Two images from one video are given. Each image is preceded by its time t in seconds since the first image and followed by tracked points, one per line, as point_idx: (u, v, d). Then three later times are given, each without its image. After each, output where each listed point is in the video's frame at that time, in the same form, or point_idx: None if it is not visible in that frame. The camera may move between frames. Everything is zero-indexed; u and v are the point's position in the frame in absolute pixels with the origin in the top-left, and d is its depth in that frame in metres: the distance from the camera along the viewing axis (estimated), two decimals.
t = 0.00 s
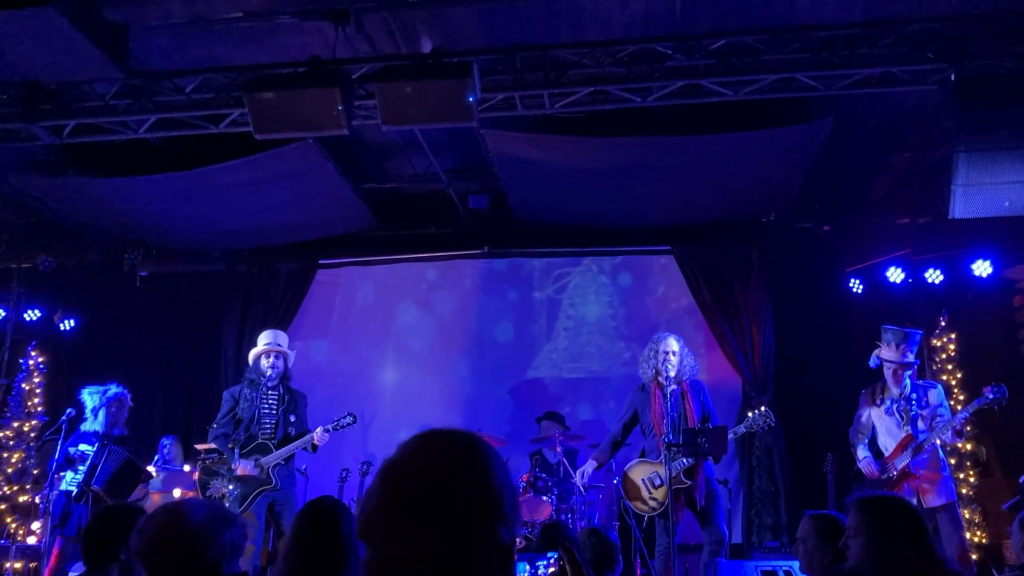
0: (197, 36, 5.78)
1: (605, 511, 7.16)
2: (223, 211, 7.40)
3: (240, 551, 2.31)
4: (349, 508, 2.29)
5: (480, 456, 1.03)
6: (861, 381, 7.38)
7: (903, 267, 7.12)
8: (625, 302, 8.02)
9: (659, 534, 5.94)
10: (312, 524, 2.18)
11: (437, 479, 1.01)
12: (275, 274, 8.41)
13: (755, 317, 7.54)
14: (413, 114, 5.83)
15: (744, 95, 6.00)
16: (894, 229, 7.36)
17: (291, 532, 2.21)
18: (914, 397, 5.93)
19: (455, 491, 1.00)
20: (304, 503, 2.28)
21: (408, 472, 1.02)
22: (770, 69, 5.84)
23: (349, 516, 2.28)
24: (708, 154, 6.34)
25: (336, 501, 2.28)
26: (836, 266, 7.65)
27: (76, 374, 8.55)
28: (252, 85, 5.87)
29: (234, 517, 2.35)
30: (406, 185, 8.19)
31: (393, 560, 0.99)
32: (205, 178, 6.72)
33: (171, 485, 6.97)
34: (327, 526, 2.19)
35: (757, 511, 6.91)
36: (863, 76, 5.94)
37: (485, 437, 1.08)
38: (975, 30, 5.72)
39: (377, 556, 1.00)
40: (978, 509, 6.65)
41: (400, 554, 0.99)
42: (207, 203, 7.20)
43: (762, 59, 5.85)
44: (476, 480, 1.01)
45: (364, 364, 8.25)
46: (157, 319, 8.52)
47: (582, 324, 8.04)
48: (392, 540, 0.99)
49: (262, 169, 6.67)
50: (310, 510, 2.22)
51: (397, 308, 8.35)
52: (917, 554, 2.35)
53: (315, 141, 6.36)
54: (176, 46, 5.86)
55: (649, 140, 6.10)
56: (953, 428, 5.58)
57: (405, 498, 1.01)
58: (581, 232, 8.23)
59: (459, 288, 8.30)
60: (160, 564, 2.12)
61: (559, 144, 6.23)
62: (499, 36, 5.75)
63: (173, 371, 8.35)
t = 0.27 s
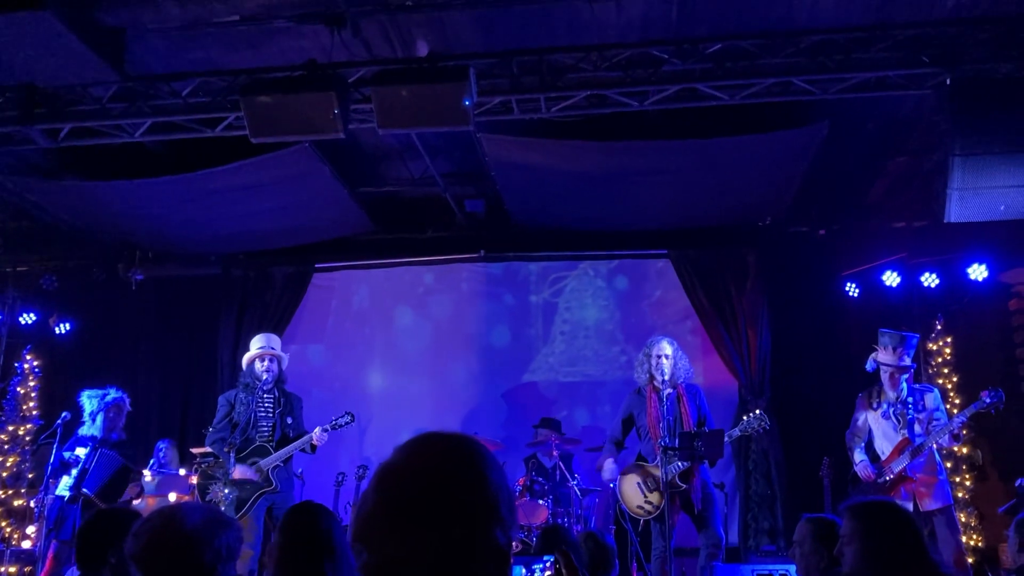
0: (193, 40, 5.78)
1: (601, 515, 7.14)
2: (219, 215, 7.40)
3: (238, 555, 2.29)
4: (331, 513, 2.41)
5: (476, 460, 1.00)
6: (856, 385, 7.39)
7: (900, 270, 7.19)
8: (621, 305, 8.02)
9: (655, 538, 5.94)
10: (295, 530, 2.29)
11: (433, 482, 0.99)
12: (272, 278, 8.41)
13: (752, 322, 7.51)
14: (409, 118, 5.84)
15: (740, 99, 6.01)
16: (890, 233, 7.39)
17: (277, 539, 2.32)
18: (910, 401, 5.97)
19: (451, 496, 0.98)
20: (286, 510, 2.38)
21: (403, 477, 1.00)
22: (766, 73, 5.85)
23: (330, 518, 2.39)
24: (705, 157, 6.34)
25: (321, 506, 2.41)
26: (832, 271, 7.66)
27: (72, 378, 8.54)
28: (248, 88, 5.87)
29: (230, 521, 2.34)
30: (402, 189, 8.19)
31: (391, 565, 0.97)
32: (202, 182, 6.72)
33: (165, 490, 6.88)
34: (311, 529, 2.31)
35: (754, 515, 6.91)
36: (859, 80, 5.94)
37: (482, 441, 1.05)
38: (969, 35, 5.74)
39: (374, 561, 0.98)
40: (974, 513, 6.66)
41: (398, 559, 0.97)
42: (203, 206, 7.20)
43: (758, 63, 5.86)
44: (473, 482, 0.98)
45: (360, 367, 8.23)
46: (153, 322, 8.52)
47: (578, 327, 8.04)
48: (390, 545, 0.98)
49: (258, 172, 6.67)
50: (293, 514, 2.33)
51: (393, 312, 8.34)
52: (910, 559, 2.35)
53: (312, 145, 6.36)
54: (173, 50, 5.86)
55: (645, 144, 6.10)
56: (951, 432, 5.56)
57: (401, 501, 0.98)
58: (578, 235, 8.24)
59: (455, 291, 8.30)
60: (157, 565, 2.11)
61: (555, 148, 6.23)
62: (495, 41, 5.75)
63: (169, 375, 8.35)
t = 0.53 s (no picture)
0: (189, 41, 5.77)
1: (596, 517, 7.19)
2: (215, 217, 7.39)
3: (233, 557, 2.28)
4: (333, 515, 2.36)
5: (469, 463, 1.06)
6: (851, 387, 7.41)
7: (894, 273, 7.23)
8: (617, 308, 8.03)
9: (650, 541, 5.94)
10: (293, 537, 2.24)
11: (429, 483, 1.04)
12: (267, 280, 8.40)
13: (747, 324, 7.56)
14: (405, 120, 5.85)
15: (735, 101, 6.02)
16: (885, 236, 7.47)
17: (275, 542, 2.27)
18: (905, 404, 5.96)
19: (447, 497, 1.03)
20: (288, 511, 2.33)
21: (399, 479, 1.04)
22: (761, 75, 5.86)
23: (332, 522, 2.33)
24: (701, 159, 6.35)
25: (322, 508, 2.36)
26: (827, 273, 7.67)
27: (66, 380, 8.51)
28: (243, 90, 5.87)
29: (225, 522, 2.32)
30: (398, 191, 8.19)
31: (388, 566, 1.01)
32: (197, 183, 6.71)
33: (161, 492, 6.88)
34: (310, 535, 2.25)
35: (750, 517, 6.95)
36: (854, 83, 5.95)
37: (477, 446, 1.10)
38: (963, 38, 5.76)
39: (370, 562, 1.03)
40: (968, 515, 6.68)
41: (395, 559, 1.01)
42: (198, 208, 7.19)
43: (753, 66, 5.87)
44: (468, 486, 1.03)
45: (355, 370, 8.23)
46: (148, 324, 8.50)
47: (574, 330, 8.05)
48: (386, 546, 1.02)
49: (254, 174, 6.66)
50: (292, 518, 2.28)
51: (389, 314, 8.34)
52: (903, 562, 2.36)
53: (307, 147, 6.36)
54: (168, 51, 5.85)
55: (641, 146, 6.11)
56: (946, 434, 5.59)
57: (396, 502, 1.03)
58: (573, 237, 8.25)
59: (451, 293, 8.30)
60: (154, 567, 2.11)
61: (551, 150, 6.23)
62: (490, 43, 5.76)
63: (164, 377, 8.33)
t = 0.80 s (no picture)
0: (182, 40, 5.76)
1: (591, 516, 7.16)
2: (209, 216, 7.38)
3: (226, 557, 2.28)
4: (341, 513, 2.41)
5: (463, 461, 1.05)
6: (844, 387, 7.43)
7: (888, 272, 7.20)
8: (611, 307, 8.03)
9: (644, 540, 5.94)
10: (306, 539, 2.29)
11: (422, 482, 1.03)
12: (261, 279, 8.39)
13: (741, 323, 7.56)
14: (399, 119, 5.84)
15: (730, 101, 6.03)
16: (878, 236, 7.44)
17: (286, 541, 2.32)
18: (899, 403, 5.97)
19: (442, 497, 1.02)
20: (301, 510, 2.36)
21: (395, 479, 1.04)
22: (756, 75, 5.87)
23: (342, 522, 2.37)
24: (696, 159, 6.35)
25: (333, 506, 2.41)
26: (821, 273, 7.69)
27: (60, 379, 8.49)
28: (237, 89, 5.85)
29: (219, 521, 2.32)
30: (392, 190, 8.18)
31: (384, 565, 1.01)
32: (191, 182, 6.70)
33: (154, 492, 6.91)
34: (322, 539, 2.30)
35: (744, 516, 6.96)
36: (849, 82, 5.95)
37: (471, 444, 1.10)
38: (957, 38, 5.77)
39: (365, 561, 1.02)
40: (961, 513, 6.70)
41: (391, 558, 1.01)
42: (192, 207, 7.18)
43: (747, 66, 5.88)
44: (462, 485, 1.03)
45: (350, 369, 8.22)
46: (142, 323, 8.49)
47: (568, 329, 8.05)
48: (381, 546, 1.02)
49: (248, 173, 6.65)
50: (306, 521, 2.31)
51: (383, 313, 8.33)
52: (895, 562, 2.36)
53: (301, 146, 6.35)
54: (161, 49, 5.83)
55: (635, 145, 6.11)
56: (940, 433, 5.59)
57: (390, 502, 1.03)
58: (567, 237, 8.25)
59: (445, 292, 8.30)
60: (150, 567, 2.10)
61: (545, 149, 6.23)
62: (485, 42, 5.75)
63: (158, 376, 8.33)
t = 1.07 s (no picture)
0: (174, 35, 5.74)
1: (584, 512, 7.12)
2: (201, 211, 7.36)
3: (219, 553, 2.28)
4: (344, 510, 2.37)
5: (454, 457, 1.06)
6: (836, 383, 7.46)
7: (880, 269, 7.17)
8: (604, 304, 8.04)
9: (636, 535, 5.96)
10: (307, 539, 2.25)
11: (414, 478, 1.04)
12: (253, 275, 8.37)
13: (733, 318, 7.58)
14: (392, 115, 5.83)
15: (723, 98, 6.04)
16: (871, 233, 7.56)
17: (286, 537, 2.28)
18: (891, 399, 5.98)
19: (436, 494, 1.03)
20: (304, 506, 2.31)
21: (388, 476, 1.04)
22: (749, 71, 5.88)
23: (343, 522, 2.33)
24: (688, 156, 6.37)
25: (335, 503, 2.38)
26: (814, 269, 7.71)
27: (51, 375, 8.46)
28: (230, 83, 5.83)
29: (212, 517, 2.32)
30: (385, 186, 8.18)
31: (378, 559, 1.02)
32: (182, 177, 6.68)
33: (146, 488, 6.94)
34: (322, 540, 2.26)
35: (736, 512, 6.99)
36: (842, 79, 5.96)
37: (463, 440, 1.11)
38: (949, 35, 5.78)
39: (358, 556, 1.04)
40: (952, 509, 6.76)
41: (384, 553, 1.02)
42: (185, 203, 7.17)
43: (740, 62, 5.89)
44: (454, 480, 1.04)
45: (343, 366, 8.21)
46: (135, 319, 8.47)
47: (561, 326, 8.06)
48: (374, 541, 1.03)
49: (240, 169, 6.64)
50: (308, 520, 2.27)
51: (376, 309, 8.32)
52: (884, 558, 2.36)
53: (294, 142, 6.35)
54: (153, 44, 5.81)
55: (628, 142, 6.12)
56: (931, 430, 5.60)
57: (382, 497, 1.04)
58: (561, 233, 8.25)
59: (438, 289, 8.30)
60: (141, 563, 2.09)
61: (538, 145, 6.23)
62: (478, 37, 5.74)
63: (151, 372, 8.32)
